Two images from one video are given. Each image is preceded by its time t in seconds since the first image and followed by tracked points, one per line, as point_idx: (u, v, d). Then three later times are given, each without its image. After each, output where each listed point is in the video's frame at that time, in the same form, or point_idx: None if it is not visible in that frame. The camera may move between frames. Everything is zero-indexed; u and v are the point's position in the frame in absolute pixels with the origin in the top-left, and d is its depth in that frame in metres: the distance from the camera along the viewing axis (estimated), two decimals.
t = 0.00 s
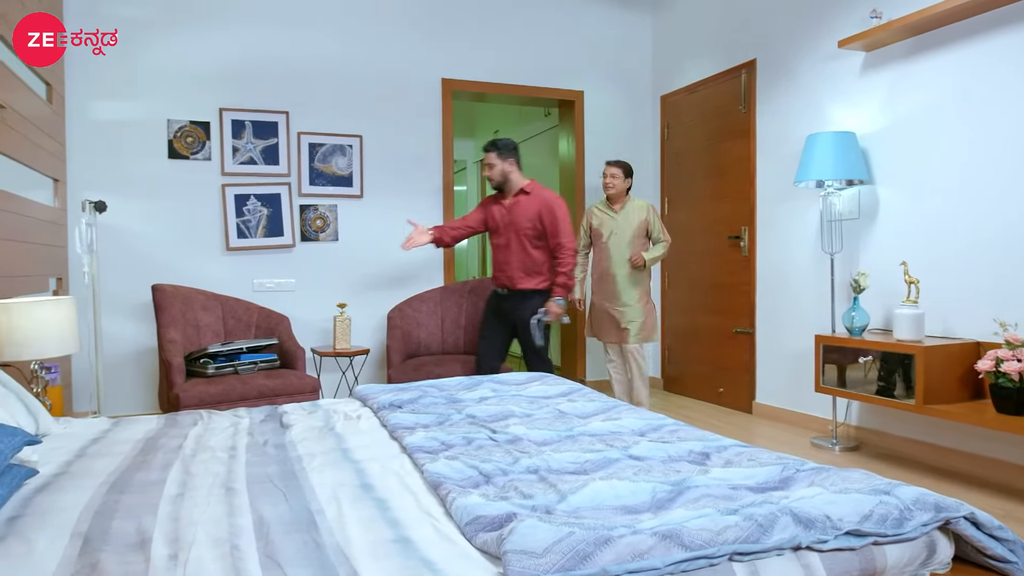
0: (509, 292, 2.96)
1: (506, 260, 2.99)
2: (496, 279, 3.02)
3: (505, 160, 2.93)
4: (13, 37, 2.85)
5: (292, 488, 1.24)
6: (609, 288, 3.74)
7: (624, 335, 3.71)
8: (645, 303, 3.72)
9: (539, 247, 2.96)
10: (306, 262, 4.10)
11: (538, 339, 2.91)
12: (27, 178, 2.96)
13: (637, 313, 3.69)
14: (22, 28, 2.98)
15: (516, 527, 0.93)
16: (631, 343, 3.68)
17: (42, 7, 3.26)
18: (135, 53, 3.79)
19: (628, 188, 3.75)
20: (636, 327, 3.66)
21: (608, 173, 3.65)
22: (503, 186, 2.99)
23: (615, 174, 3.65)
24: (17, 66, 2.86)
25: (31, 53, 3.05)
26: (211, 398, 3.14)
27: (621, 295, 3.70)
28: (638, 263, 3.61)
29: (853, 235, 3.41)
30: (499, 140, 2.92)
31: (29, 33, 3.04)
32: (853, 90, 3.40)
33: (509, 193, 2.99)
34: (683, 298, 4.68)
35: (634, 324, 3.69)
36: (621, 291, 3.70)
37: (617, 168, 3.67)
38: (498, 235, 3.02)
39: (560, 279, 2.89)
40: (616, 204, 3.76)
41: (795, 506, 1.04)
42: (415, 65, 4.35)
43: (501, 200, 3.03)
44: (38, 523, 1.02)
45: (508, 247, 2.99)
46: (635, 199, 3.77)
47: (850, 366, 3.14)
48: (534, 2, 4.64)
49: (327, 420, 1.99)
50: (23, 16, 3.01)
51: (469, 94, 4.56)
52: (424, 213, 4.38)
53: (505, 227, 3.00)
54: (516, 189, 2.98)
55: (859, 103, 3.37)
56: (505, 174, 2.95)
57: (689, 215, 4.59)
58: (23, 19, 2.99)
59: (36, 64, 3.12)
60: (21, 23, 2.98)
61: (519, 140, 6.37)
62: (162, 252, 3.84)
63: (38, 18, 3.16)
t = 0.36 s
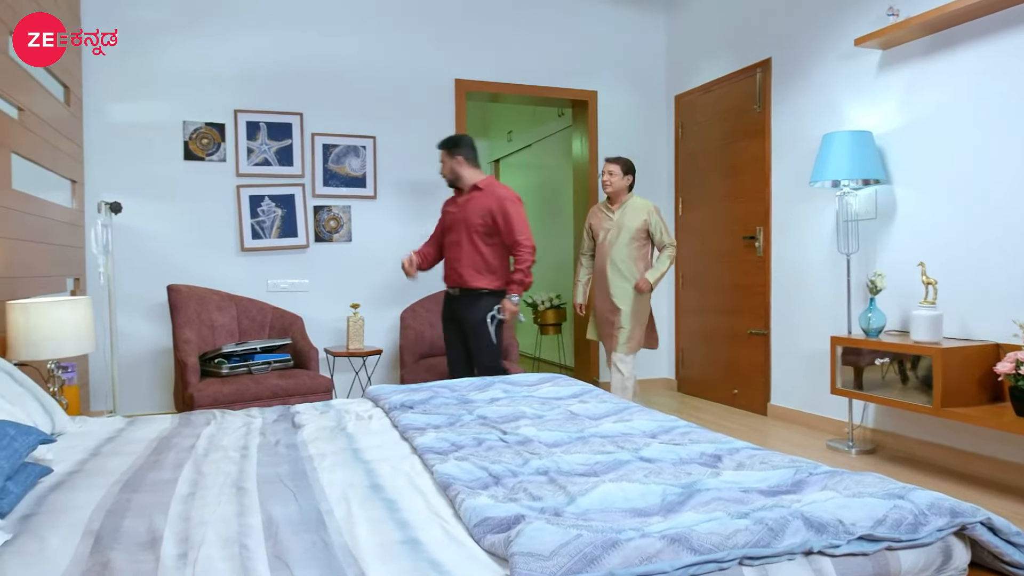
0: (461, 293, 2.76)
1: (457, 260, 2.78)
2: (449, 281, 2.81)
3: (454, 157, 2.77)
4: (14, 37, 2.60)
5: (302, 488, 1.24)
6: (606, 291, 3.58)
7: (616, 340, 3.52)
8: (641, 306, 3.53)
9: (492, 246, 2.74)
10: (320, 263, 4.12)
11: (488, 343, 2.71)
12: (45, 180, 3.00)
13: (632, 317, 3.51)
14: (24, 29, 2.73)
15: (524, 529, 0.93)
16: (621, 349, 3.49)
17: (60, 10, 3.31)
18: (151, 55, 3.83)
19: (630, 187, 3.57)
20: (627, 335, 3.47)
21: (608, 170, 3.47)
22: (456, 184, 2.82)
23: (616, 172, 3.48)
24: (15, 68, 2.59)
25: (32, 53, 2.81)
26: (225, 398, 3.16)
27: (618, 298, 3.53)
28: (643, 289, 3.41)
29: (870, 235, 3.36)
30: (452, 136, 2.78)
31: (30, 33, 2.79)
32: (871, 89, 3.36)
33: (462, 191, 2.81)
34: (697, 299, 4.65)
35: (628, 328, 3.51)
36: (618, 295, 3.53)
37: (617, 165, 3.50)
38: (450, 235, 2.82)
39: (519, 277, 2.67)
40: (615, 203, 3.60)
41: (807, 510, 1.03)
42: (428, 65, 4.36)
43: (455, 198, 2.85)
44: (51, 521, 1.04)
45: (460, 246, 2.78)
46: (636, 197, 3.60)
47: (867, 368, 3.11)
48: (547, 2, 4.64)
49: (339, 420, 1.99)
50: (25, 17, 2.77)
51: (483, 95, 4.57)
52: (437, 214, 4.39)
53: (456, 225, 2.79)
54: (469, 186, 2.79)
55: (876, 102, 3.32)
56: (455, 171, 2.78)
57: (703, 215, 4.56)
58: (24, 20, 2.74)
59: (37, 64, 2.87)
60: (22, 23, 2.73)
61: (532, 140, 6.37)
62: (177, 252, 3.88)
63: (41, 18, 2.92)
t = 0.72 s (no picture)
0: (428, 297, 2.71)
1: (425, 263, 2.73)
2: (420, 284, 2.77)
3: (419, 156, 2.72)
4: (13, 37, 2.37)
5: (316, 488, 1.25)
6: (608, 293, 3.35)
7: (626, 344, 3.29)
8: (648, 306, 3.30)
9: (455, 249, 2.64)
10: (337, 264, 4.15)
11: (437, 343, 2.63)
12: (67, 183, 3.05)
13: (634, 319, 3.29)
14: (25, 30, 2.49)
15: (534, 531, 0.92)
16: (631, 353, 3.27)
17: (82, 15, 3.36)
18: (171, 59, 3.88)
19: (628, 179, 3.35)
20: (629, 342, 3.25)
21: (601, 164, 3.28)
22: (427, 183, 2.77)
23: (610, 165, 3.28)
24: (11, 64, 2.33)
25: (35, 53, 2.58)
26: (242, 398, 3.19)
27: (621, 300, 3.30)
28: (644, 296, 3.17)
29: (892, 235, 3.31)
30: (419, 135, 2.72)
31: (31, 32, 2.54)
32: (891, 87, 3.31)
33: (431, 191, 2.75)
34: (715, 301, 4.61)
35: (636, 330, 3.28)
36: (621, 296, 3.30)
37: (611, 158, 3.30)
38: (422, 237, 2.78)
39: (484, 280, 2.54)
40: (613, 198, 3.37)
41: (822, 515, 1.01)
42: (444, 67, 4.37)
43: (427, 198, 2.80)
44: (69, 519, 1.05)
45: (427, 250, 2.72)
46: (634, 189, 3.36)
47: (887, 371, 3.06)
48: (562, 2, 4.63)
49: (354, 420, 2.00)
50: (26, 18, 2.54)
51: (499, 96, 4.57)
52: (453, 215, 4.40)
53: (425, 231, 2.73)
54: (436, 186, 2.72)
55: (897, 101, 3.27)
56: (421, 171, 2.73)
57: (720, 216, 4.53)
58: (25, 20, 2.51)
59: (38, 62, 2.62)
60: (23, 24, 2.49)
61: (549, 141, 6.37)
62: (197, 254, 3.92)
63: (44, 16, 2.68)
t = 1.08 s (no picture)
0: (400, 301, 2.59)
1: (398, 266, 2.61)
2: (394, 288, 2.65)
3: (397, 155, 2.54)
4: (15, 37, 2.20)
5: (332, 489, 1.26)
6: (596, 297, 3.28)
7: (613, 349, 3.22)
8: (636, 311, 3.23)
9: (429, 253, 2.53)
10: (357, 266, 4.18)
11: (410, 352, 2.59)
12: (92, 186, 3.10)
13: (623, 324, 3.21)
14: (26, 31, 2.32)
15: (548, 535, 0.92)
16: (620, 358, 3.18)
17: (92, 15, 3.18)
18: (194, 64, 3.94)
19: (614, 180, 3.30)
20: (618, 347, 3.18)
21: (588, 164, 3.23)
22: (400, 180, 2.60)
23: (597, 166, 3.23)
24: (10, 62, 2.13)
25: (36, 54, 2.40)
26: (261, 399, 3.23)
27: (609, 305, 3.23)
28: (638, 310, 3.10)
29: (917, 236, 3.25)
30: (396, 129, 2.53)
31: (31, 31, 2.34)
32: (917, 86, 3.25)
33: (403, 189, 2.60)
34: (736, 303, 4.56)
35: (623, 336, 3.21)
36: (609, 300, 3.23)
37: (597, 159, 3.25)
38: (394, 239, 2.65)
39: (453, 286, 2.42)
40: (599, 199, 3.31)
41: (842, 521, 0.99)
42: (463, 70, 4.39)
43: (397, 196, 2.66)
44: (91, 517, 1.07)
45: (400, 252, 2.60)
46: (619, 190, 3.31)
47: (912, 374, 3.00)
48: (581, 4, 4.62)
49: (372, 422, 2.01)
50: (30, 17, 2.35)
51: (518, 98, 4.58)
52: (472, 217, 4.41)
53: (397, 233, 2.60)
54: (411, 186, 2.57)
55: (923, 100, 3.21)
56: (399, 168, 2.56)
57: (742, 218, 4.48)
58: (28, 20, 2.32)
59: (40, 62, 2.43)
60: (24, 24, 2.31)
61: (569, 143, 6.36)
62: (219, 256, 3.98)
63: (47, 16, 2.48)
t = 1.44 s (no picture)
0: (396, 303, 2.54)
1: (394, 267, 2.56)
2: (381, 290, 2.58)
3: (396, 151, 2.54)
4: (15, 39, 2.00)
5: (350, 490, 1.26)
6: (581, 299, 3.09)
7: (593, 354, 3.03)
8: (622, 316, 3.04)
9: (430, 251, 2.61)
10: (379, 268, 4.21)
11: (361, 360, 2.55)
12: (120, 191, 3.17)
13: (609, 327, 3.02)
14: (27, 31, 2.09)
15: (563, 540, 0.91)
16: (605, 363, 3.01)
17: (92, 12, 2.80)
18: (220, 70, 4.01)
19: (606, 179, 3.13)
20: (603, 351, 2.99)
21: (578, 162, 3.07)
22: (385, 177, 2.59)
23: (587, 164, 3.07)
24: (7, 67, 1.93)
25: (37, 54, 2.16)
26: (285, 400, 3.29)
27: (592, 308, 3.03)
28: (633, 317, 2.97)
29: (947, 238, 3.18)
30: (399, 125, 2.53)
31: (31, 31, 2.11)
32: (947, 85, 3.18)
33: (389, 187, 2.59)
34: (761, 306, 4.50)
35: (605, 341, 3.02)
36: (594, 303, 3.03)
37: (587, 157, 3.09)
38: (380, 239, 2.59)
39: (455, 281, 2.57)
40: (588, 197, 3.13)
41: (864, 529, 0.97)
42: (485, 73, 4.40)
43: (377, 196, 2.61)
44: (115, 516, 1.09)
45: (396, 253, 2.57)
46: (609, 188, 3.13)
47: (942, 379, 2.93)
48: (603, 5, 4.60)
49: (392, 424, 2.02)
50: (31, 16, 2.12)
51: (540, 101, 4.58)
52: (494, 220, 4.41)
53: (394, 229, 2.56)
54: (403, 185, 2.59)
55: (953, 99, 3.14)
56: (398, 165, 2.54)
57: (767, 220, 4.43)
58: (29, 19, 2.09)
59: (38, 62, 2.17)
60: (24, 22, 2.08)
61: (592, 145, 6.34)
62: (244, 259, 4.04)
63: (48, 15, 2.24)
